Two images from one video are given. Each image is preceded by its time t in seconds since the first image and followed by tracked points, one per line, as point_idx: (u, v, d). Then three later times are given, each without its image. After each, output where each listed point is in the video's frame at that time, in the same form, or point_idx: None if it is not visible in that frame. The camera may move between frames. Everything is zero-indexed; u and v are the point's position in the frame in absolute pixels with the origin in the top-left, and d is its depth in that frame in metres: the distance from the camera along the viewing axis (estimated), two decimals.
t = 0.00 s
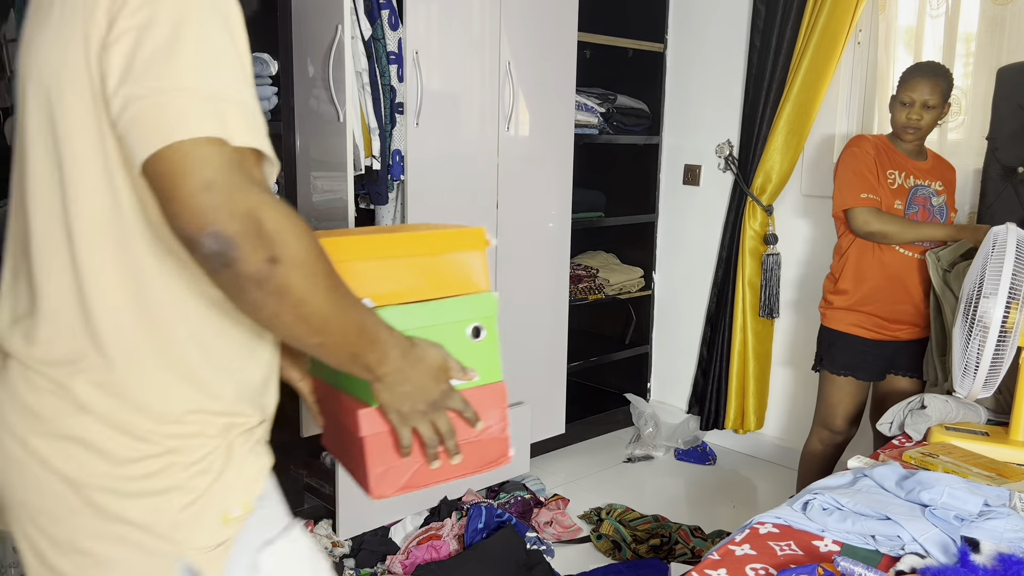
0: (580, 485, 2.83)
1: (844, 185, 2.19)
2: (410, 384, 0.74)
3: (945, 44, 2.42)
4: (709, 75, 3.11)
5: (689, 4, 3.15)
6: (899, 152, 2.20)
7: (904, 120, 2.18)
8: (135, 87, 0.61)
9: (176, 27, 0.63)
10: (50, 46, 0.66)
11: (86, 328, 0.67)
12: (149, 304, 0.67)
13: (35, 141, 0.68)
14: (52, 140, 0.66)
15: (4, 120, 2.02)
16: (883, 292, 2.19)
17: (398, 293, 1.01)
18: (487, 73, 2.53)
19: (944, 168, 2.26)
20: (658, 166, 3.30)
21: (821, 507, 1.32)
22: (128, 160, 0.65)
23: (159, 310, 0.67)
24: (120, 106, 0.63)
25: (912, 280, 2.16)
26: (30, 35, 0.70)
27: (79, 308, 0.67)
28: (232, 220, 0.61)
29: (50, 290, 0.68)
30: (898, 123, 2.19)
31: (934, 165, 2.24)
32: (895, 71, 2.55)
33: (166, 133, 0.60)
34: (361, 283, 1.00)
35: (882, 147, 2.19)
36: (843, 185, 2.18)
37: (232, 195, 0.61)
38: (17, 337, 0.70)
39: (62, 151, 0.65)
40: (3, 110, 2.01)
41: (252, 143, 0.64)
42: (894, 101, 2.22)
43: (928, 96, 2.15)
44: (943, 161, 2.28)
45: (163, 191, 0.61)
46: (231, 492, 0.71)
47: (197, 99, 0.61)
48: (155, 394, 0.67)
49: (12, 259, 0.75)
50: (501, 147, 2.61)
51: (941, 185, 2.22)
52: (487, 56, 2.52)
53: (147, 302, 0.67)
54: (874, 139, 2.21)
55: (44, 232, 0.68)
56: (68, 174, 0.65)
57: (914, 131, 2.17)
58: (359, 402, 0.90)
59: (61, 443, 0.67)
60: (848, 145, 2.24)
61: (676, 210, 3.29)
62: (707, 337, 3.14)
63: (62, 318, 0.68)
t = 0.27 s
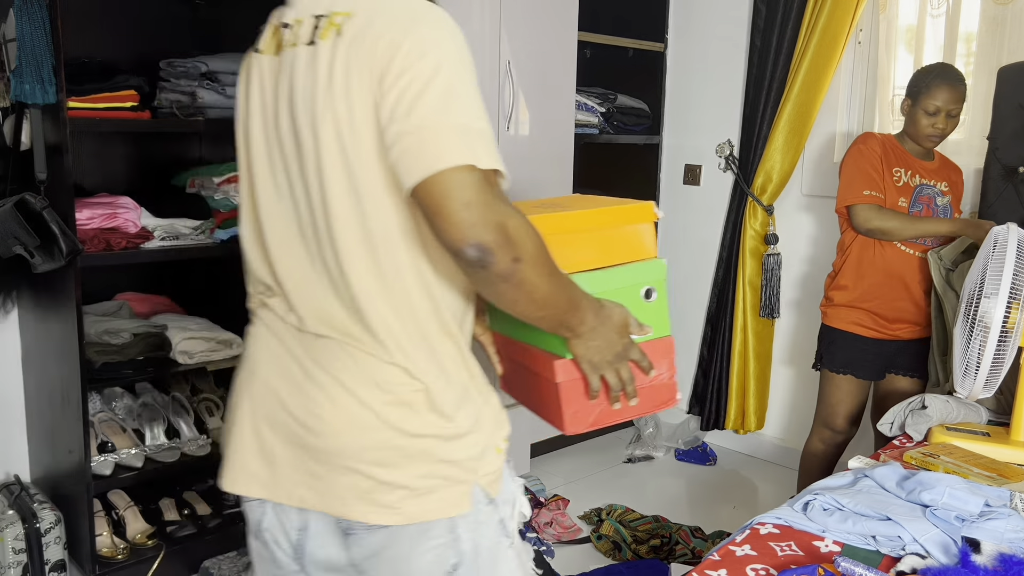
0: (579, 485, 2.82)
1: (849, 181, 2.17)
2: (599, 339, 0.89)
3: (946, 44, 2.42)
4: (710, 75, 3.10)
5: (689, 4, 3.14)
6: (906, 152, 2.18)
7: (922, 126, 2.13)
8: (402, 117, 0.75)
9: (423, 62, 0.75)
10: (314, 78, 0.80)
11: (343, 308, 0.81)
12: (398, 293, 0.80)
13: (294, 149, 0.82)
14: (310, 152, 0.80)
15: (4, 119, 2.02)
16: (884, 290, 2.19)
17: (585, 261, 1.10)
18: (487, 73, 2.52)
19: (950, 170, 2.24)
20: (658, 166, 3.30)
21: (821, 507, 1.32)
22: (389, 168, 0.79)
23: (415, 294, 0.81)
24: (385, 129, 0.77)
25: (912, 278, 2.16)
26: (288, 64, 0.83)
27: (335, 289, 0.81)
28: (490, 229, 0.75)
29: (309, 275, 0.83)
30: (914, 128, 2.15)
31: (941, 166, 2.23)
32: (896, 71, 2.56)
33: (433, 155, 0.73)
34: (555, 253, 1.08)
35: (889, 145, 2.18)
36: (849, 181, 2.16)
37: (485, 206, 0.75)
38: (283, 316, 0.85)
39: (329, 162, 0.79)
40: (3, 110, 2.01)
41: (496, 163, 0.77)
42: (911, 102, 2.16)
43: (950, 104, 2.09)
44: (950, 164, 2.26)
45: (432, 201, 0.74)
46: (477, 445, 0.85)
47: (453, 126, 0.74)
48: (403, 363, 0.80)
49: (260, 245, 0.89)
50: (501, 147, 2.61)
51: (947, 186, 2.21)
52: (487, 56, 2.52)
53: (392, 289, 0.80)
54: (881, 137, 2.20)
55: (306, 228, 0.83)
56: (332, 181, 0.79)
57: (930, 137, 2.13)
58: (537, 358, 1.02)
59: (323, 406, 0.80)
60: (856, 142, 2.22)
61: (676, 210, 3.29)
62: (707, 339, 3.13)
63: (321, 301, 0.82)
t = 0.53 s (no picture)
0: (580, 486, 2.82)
1: (848, 180, 2.17)
2: (730, 302, 1.27)
3: (946, 43, 2.42)
4: (710, 75, 3.10)
5: (689, 4, 3.14)
6: (909, 151, 2.17)
7: (930, 128, 2.10)
8: (634, 128, 1.11)
9: (649, 84, 1.10)
10: (554, 77, 1.13)
11: (547, 263, 1.18)
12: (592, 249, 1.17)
13: (529, 141, 1.17)
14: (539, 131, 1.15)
15: (4, 119, 2.02)
16: (884, 289, 2.19)
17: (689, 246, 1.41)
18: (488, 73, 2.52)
19: (954, 169, 2.23)
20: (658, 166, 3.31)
21: (821, 507, 1.32)
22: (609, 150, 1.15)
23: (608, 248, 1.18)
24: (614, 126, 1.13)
25: (912, 278, 2.17)
26: (514, 60, 1.17)
27: (547, 234, 1.17)
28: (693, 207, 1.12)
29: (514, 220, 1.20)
30: (921, 131, 2.12)
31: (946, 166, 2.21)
32: (896, 71, 2.55)
33: (663, 152, 1.09)
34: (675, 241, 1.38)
35: (891, 145, 2.17)
36: (848, 180, 2.15)
37: (700, 202, 1.12)
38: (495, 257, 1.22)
39: (558, 143, 1.14)
40: (3, 110, 2.01)
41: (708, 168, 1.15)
42: (918, 102, 2.12)
43: (959, 107, 2.05)
44: (955, 164, 2.24)
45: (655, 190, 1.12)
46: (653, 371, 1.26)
47: (668, 130, 1.10)
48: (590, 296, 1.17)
49: (462, 202, 1.27)
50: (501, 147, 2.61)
51: (950, 186, 2.20)
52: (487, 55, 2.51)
53: (594, 237, 1.16)
54: (884, 136, 2.18)
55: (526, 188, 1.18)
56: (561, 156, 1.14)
57: (938, 140, 2.11)
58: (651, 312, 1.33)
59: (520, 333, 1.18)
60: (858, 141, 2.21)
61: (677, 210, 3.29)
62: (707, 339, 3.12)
63: (521, 259, 1.20)
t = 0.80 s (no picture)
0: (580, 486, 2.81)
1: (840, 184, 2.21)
2: (750, 292, 1.60)
3: (946, 44, 2.42)
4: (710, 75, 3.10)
5: (689, 4, 3.14)
6: (909, 155, 2.18)
7: (936, 132, 2.10)
8: (695, 152, 1.37)
9: (702, 116, 1.36)
10: (619, 101, 1.38)
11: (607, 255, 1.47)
12: (653, 246, 1.44)
13: (592, 158, 1.43)
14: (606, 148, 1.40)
15: (5, 119, 2.02)
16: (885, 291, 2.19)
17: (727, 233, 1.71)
18: (487, 72, 2.52)
19: (961, 173, 2.22)
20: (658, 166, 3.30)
21: (821, 507, 1.32)
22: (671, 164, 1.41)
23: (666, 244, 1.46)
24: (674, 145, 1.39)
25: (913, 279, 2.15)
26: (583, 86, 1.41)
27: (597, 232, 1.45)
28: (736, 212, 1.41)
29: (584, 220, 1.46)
30: (928, 133, 2.12)
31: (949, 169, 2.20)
32: (896, 70, 2.55)
33: (714, 170, 1.37)
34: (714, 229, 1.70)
35: (892, 147, 2.19)
36: (845, 183, 2.18)
37: (748, 207, 1.42)
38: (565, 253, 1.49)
39: (619, 154, 1.39)
40: (3, 110, 2.01)
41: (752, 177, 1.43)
42: (925, 103, 2.12)
43: (967, 110, 2.05)
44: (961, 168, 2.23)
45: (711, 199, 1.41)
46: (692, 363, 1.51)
47: (718, 149, 1.37)
48: (650, 285, 1.45)
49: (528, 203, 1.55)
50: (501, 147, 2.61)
51: (954, 189, 2.18)
52: (487, 55, 2.51)
53: (654, 236, 1.43)
54: (885, 139, 2.20)
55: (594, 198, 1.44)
56: (627, 165, 1.39)
57: (944, 143, 2.10)
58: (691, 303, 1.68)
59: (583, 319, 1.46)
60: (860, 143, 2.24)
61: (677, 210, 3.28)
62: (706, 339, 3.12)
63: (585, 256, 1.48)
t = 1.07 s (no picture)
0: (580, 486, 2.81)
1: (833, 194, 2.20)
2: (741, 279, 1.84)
3: (946, 43, 2.42)
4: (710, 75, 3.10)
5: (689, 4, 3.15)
6: (900, 160, 2.16)
7: (930, 134, 2.06)
8: (706, 133, 1.62)
9: (713, 107, 1.61)
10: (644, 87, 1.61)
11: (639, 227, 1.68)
12: (670, 218, 1.65)
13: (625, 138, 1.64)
14: (633, 128, 1.61)
15: (5, 119, 2.03)
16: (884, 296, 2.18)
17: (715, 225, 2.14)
18: (487, 72, 2.52)
19: (958, 166, 2.19)
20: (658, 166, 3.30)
21: (821, 507, 1.32)
22: (684, 146, 1.63)
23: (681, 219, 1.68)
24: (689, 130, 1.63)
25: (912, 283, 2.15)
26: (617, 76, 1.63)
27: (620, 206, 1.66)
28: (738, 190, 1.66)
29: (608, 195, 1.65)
30: (923, 136, 2.09)
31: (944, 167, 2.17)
32: (896, 71, 2.55)
33: (720, 153, 1.62)
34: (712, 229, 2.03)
35: (879, 154, 2.18)
36: (838, 194, 2.17)
37: (747, 183, 1.67)
38: (590, 223, 1.68)
39: (643, 136, 1.61)
40: (4, 110, 2.01)
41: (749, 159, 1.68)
42: (918, 105, 2.08)
43: (962, 112, 2.01)
44: (960, 160, 2.19)
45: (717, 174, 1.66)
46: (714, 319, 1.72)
47: (723, 132, 1.62)
48: (669, 255, 1.65)
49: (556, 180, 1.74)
50: (501, 147, 2.61)
51: (949, 189, 2.15)
52: (487, 56, 2.51)
53: (671, 209, 1.65)
54: (872, 145, 2.19)
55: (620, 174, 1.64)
56: (652, 144, 1.62)
57: (939, 145, 2.07)
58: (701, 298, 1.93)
59: (612, 281, 1.65)
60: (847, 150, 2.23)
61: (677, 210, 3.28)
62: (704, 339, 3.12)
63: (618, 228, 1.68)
